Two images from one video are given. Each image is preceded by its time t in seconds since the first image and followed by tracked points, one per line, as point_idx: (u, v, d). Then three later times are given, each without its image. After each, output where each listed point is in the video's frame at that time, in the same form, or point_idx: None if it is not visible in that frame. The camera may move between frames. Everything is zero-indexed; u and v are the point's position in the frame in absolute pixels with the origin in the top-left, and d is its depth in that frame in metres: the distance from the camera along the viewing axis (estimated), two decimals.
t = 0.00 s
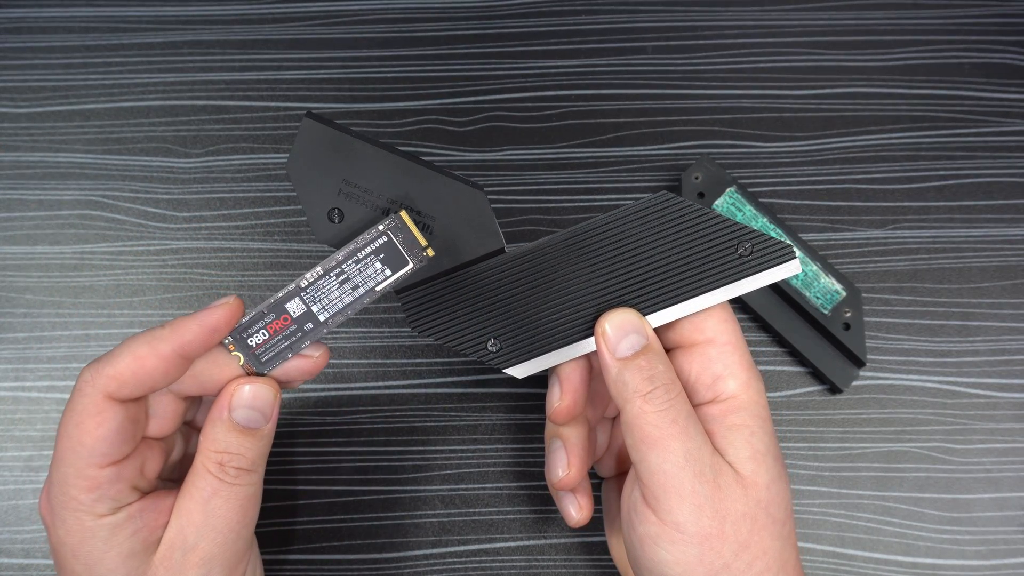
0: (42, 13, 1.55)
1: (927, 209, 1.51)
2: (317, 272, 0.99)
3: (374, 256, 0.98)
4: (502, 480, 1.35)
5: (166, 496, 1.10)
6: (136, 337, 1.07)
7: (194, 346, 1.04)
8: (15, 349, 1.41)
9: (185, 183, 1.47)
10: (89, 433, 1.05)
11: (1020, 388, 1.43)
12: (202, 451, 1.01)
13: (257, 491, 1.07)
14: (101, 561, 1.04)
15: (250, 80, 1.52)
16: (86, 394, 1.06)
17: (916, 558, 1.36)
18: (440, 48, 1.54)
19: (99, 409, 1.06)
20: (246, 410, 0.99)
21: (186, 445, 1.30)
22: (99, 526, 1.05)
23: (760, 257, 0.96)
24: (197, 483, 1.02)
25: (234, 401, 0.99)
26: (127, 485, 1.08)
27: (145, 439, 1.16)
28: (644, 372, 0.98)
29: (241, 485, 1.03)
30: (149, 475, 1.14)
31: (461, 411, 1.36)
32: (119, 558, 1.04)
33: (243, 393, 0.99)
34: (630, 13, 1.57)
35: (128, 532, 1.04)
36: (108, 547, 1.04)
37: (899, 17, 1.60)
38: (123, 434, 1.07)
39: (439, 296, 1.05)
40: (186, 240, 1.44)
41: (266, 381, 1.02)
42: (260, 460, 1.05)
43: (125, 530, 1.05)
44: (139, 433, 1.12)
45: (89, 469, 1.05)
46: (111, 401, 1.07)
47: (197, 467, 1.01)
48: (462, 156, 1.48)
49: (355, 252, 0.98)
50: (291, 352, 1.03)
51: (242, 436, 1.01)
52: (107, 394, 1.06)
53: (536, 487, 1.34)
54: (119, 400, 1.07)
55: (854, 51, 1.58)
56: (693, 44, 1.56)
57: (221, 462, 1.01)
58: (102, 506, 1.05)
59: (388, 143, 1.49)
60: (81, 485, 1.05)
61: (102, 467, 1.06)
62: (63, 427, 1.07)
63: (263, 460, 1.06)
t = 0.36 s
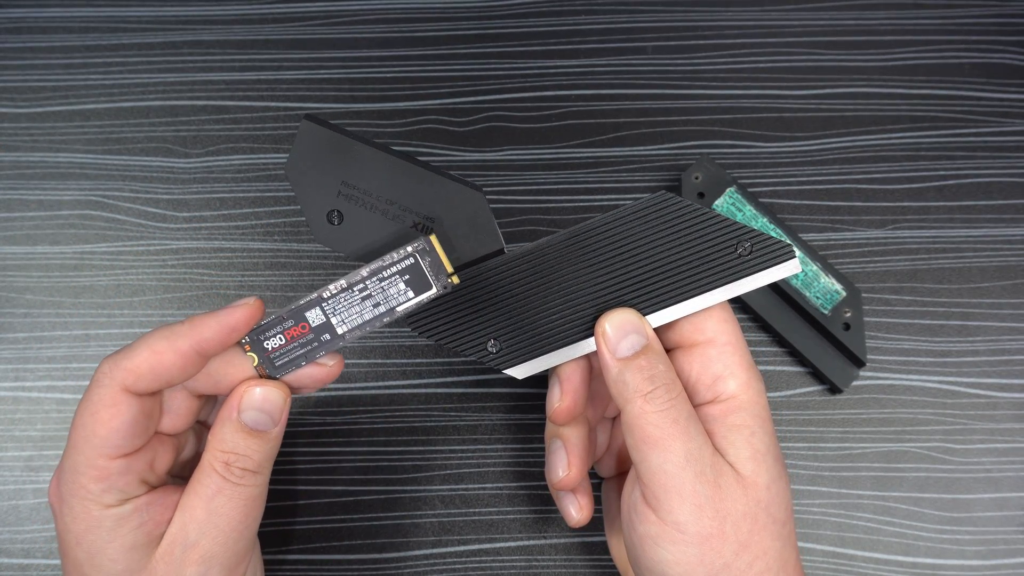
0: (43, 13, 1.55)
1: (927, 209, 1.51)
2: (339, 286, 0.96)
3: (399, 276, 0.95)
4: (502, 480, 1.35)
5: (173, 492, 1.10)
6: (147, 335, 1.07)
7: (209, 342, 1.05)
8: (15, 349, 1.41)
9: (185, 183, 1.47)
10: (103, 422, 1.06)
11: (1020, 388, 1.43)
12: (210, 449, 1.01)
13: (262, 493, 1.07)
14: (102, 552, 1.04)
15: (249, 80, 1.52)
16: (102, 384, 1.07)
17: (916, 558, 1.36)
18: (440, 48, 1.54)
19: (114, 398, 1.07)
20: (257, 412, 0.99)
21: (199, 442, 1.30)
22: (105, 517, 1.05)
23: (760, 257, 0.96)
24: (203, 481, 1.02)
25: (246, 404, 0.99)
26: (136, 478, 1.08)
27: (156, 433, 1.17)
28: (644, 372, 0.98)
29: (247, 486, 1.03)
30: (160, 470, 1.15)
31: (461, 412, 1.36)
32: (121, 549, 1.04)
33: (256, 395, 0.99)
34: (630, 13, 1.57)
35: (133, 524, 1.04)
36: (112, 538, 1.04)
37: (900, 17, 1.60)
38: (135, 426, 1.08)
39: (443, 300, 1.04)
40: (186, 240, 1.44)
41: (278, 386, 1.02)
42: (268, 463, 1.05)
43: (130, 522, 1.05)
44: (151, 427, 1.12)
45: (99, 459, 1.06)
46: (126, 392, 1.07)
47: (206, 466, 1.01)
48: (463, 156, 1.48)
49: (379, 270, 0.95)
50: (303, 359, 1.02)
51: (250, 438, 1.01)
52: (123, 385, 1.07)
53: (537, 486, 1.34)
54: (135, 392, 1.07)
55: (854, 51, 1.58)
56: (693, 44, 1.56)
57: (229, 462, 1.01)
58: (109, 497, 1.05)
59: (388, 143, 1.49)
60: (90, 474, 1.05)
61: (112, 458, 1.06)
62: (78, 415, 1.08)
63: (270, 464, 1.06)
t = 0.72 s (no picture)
0: (42, 12, 1.55)
1: (927, 209, 1.51)
2: (362, 306, 0.97)
3: (420, 307, 0.97)
4: (502, 480, 1.35)
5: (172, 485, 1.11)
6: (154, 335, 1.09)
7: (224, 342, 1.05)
8: (15, 349, 1.41)
9: (185, 183, 1.47)
10: (113, 408, 1.07)
11: (1020, 388, 1.43)
12: (212, 447, 1.01)
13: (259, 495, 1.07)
14: (93, 537, 1.05)
15: (249, 80, 1.52)
16: (117, 372, 1.08)
17: (916, 558, 1.36)
18: (439, 48, 1.54)
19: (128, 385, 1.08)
20: (263, 415, 1.00)
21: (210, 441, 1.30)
22: (101, 501, 1.06)
23: (757, 256, 0.96)
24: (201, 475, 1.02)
25: (255, 405, 1.00)
26: (137, 466, 1.09)
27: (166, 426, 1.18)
28: (640, 372, 0.98)
29: (243, 488, 1.03)
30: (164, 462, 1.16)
31: (461, 412, 1.36)
32: (112, 535, 1.04)
33: (266, 398, 1.00)
34: (631, 13, 1.57)
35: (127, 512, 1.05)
36: (105, 523, 1.05)
37: (900, 17, 1.60)
38: (144, 416, 1.09)
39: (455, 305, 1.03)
40: (186, 240, 1.44)
41: (284, 391, 1.03)
42: (269, 467, 1.05)
43: (125, 510, 1.06)
44: (161, 418, 1.13)
45: (104, 443, 1.07)
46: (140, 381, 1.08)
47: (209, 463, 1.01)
48: (463, 156, 1.48)
49: (402, 299, 0.97)
50: (317, 372, 1.03)
51: (253, 440, 1.01)
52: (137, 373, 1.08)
53: (537, 487, 1.34)
54: (147, 384, 1.08)
55: (854, 51, 1.58)
56: (693, 44, 1.56)
57: (228, 462, 1.01)
58: (108, 482, 1.07)
59: (388, 143, 1.48)
60: (93, 457, 1.06)
61: (115, 445, 1.07)
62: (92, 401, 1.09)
63: (269, 468, 1.06)
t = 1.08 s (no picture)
0: (42, 12, 1.55)
1: (927, 209, 1.51)
2: (326, 291, 0.96)
3: (380, 290, 0.93)
4: (502, 480, 1.35)
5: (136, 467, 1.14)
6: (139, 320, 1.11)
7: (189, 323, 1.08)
8: (15, 349, 1.41)
9: (185, 183, 1.47)
10: (84, 382, 1.13)
11: (1020, 388, 1.43)
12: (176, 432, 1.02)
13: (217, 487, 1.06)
14: (53, 510, 1.09)
15: (249, 80, 1.52)
16: (93, 348, 1.14)
17: (916, 558, 1.36)
18: (439, 48, 1.54)
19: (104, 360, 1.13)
20: (222, 403, 0.99)
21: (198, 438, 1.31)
22: (64, 474, 1.10)
23: (756, 257, 0.96)
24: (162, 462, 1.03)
25: (213, 394, 0.99)
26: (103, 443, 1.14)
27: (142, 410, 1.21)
28: (640, 372, 0.98)
29: (198, 474, 1.02)
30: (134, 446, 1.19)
31: (461, 412, 1.36)
32: (71, 508, 1.08)
33: (223, 387, 0.99)
34: (631, 13, 1.57)
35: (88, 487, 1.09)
36: (66, 495, 1.09)
37: (900, 17, 1.60)
38: (109, 392, 1.14)
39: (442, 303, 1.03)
40: (186, 240, 1.44)
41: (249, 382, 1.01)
42: (230, 458, 1.04)
43: (86, 485, 1.10)
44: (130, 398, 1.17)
45: (74, 416, 1.13)
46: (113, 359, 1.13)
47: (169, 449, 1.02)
48: (463, 156, 1.48)
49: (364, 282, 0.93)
50: (277, 359, 1.00)
51: (210, 428, 1.00)
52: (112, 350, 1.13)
53: (537, 487, 1.34)
54: (116, 359, 1.13)
55: (854, 51, 1.58)
56: (693, 44, 1.56)
57: (185, 447, 1.01)
58: (73, 455, 1.11)
59: (388, 143, 1.48)
60: (61, 430, 1.12)
61: (82, 419, 1.13)
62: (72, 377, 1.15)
63: (232, 457, 1.05)
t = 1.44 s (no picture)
0: (43, 12, 1.55)
1: (927, 209, 1.51)
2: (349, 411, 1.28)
3: (392, 415, 1.31)
4: (502, 480, 1.35)
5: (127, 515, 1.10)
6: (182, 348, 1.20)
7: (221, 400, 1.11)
8: (15, 349, 1.41)
9: (185, 183, 1.47)
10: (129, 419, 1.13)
11: (1020, 388, 1.43)
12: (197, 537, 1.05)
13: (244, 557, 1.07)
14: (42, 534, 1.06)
15: (249, 80, 1.52)
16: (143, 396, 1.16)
17: (916, 557, 1.36)
18: (439, 48, 1.54)
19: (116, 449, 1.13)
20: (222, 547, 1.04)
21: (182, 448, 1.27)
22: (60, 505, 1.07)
23: (784, 263, 0.96)
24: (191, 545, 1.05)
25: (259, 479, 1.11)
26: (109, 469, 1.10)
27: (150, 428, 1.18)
28: (665, 367, 0.98)
29: None
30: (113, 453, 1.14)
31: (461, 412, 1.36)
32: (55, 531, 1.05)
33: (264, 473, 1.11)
34: (631, 13, 1.57)
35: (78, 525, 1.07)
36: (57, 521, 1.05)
37: (900, 17, 1.60)
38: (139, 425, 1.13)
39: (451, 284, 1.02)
40: (185, 240, 1.44)
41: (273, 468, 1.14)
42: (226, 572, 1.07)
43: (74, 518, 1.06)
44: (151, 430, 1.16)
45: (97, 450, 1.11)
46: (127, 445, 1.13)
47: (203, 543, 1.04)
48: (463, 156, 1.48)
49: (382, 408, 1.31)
50: (299, 455, 1.25)
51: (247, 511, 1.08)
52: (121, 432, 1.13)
53: (537, 487, 1.34)
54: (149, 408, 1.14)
55: (854, 50, 1.58)
56: (693, 44, 1.56)
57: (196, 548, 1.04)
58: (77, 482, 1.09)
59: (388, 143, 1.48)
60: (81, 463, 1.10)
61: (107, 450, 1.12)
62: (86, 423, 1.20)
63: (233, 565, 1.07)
